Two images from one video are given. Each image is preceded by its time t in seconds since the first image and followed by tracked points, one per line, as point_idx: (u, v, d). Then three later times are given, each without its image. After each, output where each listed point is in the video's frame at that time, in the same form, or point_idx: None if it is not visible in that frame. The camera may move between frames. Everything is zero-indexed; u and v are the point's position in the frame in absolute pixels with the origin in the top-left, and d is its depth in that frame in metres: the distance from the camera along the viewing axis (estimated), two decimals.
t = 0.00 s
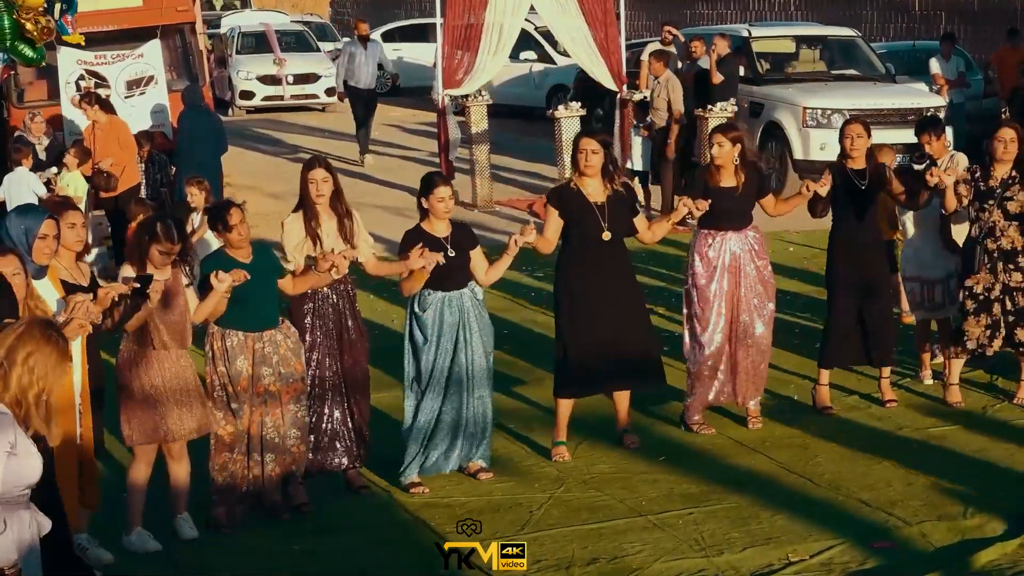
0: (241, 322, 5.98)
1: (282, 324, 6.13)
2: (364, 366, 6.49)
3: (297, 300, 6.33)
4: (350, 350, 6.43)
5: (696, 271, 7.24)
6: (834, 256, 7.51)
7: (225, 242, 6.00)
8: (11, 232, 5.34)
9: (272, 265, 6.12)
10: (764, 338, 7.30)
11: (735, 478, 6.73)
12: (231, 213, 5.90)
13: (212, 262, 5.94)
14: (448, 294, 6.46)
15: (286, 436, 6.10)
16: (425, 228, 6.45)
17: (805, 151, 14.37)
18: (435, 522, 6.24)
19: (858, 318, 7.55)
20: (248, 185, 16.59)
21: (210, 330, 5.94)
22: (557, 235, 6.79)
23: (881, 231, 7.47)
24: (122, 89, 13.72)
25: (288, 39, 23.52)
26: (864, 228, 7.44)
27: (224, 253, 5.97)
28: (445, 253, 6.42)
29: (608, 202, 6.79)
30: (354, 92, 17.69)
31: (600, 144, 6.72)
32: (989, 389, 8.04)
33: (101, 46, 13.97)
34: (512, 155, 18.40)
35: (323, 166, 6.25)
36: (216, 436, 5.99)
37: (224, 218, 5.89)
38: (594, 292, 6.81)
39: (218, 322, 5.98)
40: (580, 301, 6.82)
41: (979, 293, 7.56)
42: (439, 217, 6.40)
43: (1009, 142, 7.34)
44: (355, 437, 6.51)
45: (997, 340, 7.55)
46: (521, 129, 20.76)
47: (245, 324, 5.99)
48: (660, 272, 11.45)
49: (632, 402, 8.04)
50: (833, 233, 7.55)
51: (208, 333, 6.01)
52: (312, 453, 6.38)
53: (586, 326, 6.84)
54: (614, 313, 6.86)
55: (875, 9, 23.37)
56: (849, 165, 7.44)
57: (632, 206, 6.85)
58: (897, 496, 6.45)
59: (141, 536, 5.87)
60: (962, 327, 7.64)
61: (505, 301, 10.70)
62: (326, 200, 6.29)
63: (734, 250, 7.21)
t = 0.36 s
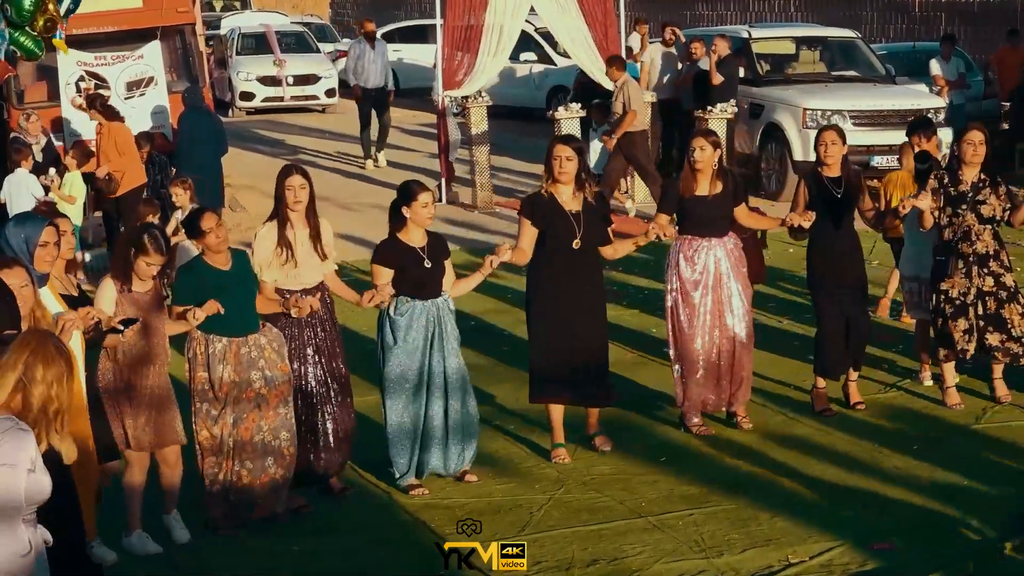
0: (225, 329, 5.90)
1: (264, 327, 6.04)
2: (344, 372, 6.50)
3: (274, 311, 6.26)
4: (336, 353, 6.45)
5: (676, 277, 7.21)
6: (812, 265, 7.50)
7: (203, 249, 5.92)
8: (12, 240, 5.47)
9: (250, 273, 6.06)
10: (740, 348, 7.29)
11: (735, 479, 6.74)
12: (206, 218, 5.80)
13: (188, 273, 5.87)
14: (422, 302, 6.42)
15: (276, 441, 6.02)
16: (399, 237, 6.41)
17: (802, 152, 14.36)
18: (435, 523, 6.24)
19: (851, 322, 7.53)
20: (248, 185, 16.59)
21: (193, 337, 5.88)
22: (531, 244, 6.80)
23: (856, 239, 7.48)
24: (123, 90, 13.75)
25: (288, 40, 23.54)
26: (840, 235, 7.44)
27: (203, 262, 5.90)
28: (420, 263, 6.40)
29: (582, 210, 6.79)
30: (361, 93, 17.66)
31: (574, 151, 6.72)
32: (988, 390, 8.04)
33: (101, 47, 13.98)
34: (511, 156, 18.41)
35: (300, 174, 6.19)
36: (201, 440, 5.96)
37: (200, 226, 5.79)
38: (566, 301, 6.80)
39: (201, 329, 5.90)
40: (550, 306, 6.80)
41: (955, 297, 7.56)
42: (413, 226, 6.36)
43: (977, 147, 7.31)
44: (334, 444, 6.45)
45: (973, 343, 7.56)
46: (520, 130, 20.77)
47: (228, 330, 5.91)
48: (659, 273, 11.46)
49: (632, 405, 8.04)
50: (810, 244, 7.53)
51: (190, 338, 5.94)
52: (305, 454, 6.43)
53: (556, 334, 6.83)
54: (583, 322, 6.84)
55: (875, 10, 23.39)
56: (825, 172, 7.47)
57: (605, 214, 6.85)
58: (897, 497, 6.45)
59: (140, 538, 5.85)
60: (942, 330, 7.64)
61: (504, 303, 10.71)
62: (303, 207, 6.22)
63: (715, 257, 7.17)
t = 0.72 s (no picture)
0: (215, 328, 5.89)
1: (252, 326, 6.05)
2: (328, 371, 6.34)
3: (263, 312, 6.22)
4: (316, 353, 6.27)
5: (671, 276, 7.25)
6: (807, 266, 7.51)
7: (195, 245, 5.94)
8: (11, 241, 5.28)
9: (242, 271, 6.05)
10: (732, 346, 7.29)
11: (734, 480, 6.74)
12: (201, 216, 5.85)
13: (181, 267, 5.89)
14: (414, 302, 6.40)
15: (262, 442, 6.03)
16: (389, 236, 6.39)
17: (803, 153, 14.36)
18: (435, 524, 6.23)
19: (853, 322, 7.53)
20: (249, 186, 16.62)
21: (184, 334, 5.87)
22: (522, 247, 6.79)
23: (849, 239, 7.50)
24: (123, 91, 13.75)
25: (288, 40, 23.58)
26: (837, 234, 7.46)
27: (195, 258, 5.91)
28: (412, 263, 6.39)
29: (575, 210, 6.79)
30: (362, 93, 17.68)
31: (566, 151, 6.72)
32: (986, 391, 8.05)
33: (102, 48, 13.98)
34: (512, 157, 18.43)
35: (284, 176, 6.12)
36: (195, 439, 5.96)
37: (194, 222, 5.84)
38: (560, 303, 6.80)
39: (193, 328, 5.90)
40: (545, 308, 6.81)
41: (948, 297, 7.57)
42: (404, 225, 6.35)
43: (966, 145, 7.32)
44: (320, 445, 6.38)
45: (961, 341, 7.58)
46: (522, 130, 20.79)
47: (220, 330, 5.90)
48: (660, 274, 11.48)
49: (632, 405, 8.05)
50: (805, 242, 7.55)
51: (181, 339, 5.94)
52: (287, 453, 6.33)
53: (552, 335, 6.84)
54: (578, 325, 6.84)
55: (876, 11, 23.41)
56: (819, 170, 7.45)
57: (597, 214, 6.87)
58: (897, 499, 6.45)
59: (144, 540, 5.83)
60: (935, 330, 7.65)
61: (505, 303, 10.72)
62: (287, 210, 6.17)
63: (708, 255, 7.20)
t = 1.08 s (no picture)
0: (203, 329, 5.83)
1: (243, 329, 5.96)
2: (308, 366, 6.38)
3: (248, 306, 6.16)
4: (304, 354, 6.33)
5: (669, 275, 7.25)
6: (806, 266, 7.51)
7: (188, 243, 5.83)
8: None
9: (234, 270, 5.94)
10: (728, 344, 7.33)
11: (736, 480, 6.74)
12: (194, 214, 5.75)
13: (174, 267, 5.80)
14: (413, 301, 6.40)
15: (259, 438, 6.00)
16: (388, 236, 6.39)
17: (804, 153, 14.35)
18: (436, 525, 6.23)
19: (853, 321, 7.53)
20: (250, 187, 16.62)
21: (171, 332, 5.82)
22: (522, 244, 6.79)
23: (851, 236, 7.49)
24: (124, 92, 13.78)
25: (289, 41, 23.58)
26: (838, 234, 7.45)
27: (186, 255, 5.82)
28: (409, 261, 6.39)
29: (573, 208, 6.80)
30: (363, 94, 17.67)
31: (566, 150, 6.71)
32: (987, 392, 8.05)
33: (103, 49, 13.92)
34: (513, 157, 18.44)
35: (276, 176, 6.14)
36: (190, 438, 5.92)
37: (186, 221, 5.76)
38: (559, 302, 6.80)
39: (180, 326, 5.85)
40: (544, 307, 6.81)
41: (949, 297, 7.55)
42: (404, 227, 6.34)
43: (966, 145, 7.34)
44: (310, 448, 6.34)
45: (963, 341, 7.57)
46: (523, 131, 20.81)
47: (208, 330, 5.83)
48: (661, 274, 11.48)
49: (633, 405, 8.05)
50: (805, 240, 7.54)
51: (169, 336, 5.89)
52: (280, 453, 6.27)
53: (551, 333, 6.83)
54: (577, 323, 6.84)
55: (877, 12, 23.44)
56: (819, 169, 7.45)
57: (594, 211, 6.86)
58: (898, 499, 6.45)
59: (143, 540, 5.83)
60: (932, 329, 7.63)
61: (506, 304, 10.72)
62: (279, 209, 6.18)
63: (709, 255, 7.20)
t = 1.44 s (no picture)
0: (191, 328, 5.85)
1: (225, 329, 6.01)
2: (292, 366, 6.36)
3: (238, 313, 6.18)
4: (287, 351, 6.31)
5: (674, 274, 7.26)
6: (805, 268, 7.51)
7: (176, 246, 5.87)
8: None
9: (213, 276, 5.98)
10: (730, 342, 7.34)
11: (737, 480, 6.76)
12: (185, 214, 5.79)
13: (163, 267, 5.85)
14: (410, 302, 6.38)
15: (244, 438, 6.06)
16: (391, 237, 6.39)
17: (805, 154, 14.34)
18: (436, 526, 6.23)
19: (853, 321, 7.52)
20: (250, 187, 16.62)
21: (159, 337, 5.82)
22: (520, 246, 6.79)
23: (851, 239, 7.47)
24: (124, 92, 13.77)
25: (290, 41, 23.59)
26: (836, 233, 7.45)
27: (172, 258, 5.87)
28: (412, 262, 6.39)
29: (570, 208, 6.79)
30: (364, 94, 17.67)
31: (566, 150, 6.73)
32: (988, 391, 8.06)
33: (103, 49, 13.95)
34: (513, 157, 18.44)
35: (269, 179, 6.13)
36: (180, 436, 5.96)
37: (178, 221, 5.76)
38: (557, 304, 6.80)
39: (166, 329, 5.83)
40: (543, 308, 6.81)
41: (952, 297, 7.55)
42: (408, 231, 6.34)
43: (968, 147, 7.34)
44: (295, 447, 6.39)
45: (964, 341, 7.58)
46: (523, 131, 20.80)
47: (195, 329, 5.86)
48: (662, 274, 11.48)
49: (633, 405, 8.05)
50: (806, 240, 7.55)
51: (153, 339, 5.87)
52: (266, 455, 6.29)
53: (548, 333, 6.82)
54: (573, 324, 6.84)
55: (877, 12, 23.45)
56: (822, 171, 7.47)
57: (589, 210, 6.86)
58: (900, 500, 6.45)
59: (141, 539, 5.83)
60: (937, 330, 7.63)
61: (506, 304, 10.72)
62: (272, 213, 6.14)
63: (713, 254, 7.20)
